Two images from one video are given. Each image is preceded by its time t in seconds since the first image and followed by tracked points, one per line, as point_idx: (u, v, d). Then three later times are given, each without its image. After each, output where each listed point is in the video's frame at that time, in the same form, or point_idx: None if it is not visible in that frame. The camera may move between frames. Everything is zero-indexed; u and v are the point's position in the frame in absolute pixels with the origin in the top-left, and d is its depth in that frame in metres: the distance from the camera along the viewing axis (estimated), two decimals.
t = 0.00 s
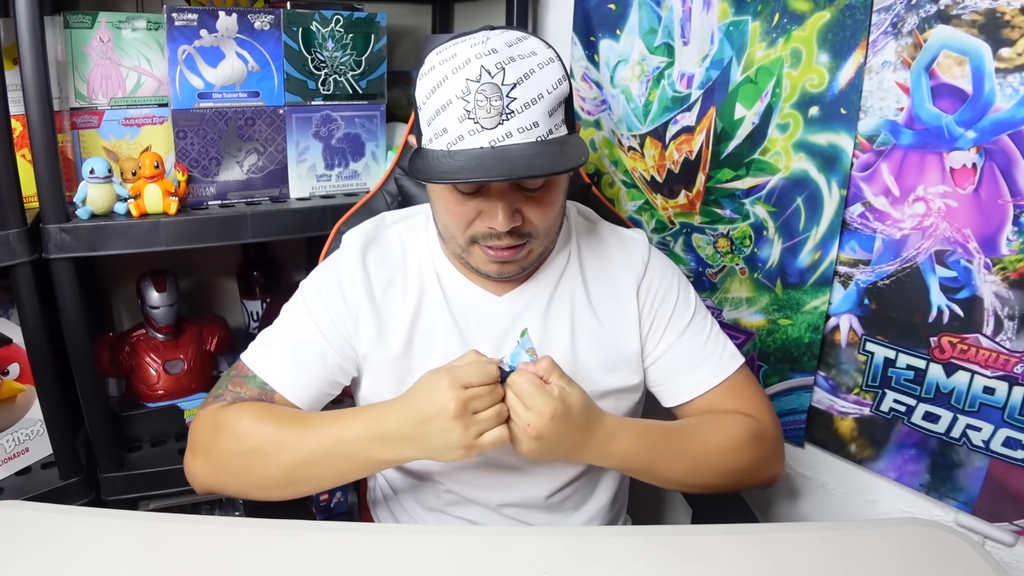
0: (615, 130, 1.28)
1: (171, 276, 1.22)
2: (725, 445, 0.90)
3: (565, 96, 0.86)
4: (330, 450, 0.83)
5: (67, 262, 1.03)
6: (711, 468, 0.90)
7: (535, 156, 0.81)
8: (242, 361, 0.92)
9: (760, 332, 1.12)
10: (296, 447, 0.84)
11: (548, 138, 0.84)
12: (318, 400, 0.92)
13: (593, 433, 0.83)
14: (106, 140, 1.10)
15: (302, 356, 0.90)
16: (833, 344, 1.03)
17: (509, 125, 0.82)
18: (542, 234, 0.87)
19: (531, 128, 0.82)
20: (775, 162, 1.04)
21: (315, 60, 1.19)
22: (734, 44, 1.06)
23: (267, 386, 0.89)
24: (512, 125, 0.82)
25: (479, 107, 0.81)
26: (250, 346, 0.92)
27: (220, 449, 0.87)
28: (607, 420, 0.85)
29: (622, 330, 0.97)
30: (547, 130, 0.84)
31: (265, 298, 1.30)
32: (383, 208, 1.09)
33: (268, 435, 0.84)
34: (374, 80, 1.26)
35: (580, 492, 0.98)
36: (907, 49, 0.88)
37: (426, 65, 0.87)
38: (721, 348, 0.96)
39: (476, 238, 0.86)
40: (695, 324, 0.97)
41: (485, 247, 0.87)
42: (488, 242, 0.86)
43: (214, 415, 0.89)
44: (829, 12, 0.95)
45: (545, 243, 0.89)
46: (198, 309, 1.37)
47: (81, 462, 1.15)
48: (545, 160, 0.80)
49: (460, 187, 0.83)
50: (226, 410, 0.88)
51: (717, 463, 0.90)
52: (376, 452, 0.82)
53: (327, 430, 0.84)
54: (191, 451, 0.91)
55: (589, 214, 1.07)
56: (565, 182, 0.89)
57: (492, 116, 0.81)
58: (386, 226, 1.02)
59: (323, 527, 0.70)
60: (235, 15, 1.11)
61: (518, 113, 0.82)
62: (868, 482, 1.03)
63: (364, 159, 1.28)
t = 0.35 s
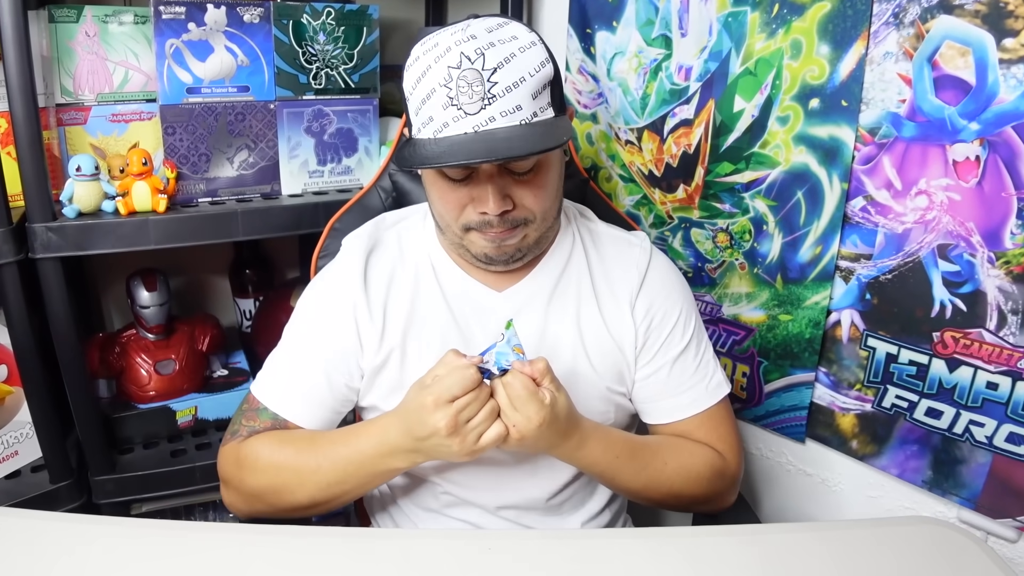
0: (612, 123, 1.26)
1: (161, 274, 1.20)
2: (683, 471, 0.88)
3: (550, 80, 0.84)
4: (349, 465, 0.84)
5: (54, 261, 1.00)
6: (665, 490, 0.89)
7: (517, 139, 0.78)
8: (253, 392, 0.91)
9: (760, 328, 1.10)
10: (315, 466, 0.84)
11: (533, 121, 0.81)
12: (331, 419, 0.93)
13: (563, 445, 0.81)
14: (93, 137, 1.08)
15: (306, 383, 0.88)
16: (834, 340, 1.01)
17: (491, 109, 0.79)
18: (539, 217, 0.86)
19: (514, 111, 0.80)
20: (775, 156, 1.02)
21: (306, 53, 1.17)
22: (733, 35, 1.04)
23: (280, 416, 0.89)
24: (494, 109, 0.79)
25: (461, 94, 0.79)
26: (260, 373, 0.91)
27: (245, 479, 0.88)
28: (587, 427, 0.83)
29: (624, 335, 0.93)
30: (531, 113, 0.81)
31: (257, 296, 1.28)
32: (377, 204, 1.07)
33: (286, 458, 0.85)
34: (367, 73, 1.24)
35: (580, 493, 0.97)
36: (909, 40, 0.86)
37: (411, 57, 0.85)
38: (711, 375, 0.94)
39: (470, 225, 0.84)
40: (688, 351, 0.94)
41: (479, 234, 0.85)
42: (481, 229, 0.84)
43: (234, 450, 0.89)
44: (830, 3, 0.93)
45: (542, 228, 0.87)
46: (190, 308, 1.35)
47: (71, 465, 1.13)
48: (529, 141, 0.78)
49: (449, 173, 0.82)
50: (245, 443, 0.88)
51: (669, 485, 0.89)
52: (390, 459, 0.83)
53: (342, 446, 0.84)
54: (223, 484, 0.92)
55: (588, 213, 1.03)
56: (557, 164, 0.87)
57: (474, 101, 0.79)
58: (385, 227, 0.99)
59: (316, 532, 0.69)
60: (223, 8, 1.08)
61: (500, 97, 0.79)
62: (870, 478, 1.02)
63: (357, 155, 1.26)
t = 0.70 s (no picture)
0: (609, 122, 1.24)
1: (150, 277, 1.17)
2: (734, 453, 0.85)
3: (556, 72, 0.81)
4: (312, 454, 0.79)
5: (38, 265, 0.98)
6: (728, 475, 0.85)
7: (524, 130, 0.76)
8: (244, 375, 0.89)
9: (761, 330, 1.08)
10: (283, 453, 0.80)
11: (539, 114, 0.79)
12: (321, 411, 0.89)
13: (636, 467, 0.74)
14: (79, 137, 1.05)
15: (297, 371, 0.86)
16: (835, 342, 0.99)
17: (497, 100, 0.77)
18: (540, 217, 0.83)
19: (520, 103, 0.78)
20: (775, 155, 1.00)
21: (297, 51, 1.14)
22: (732, 32, 1.01)
23: (265, 402, 0.86)
24: (500, 101, 0.77)
25: (467, 85, 0.77)
26: (251, 362, 0.88)
27: (222, 454, 0.85)
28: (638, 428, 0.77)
29: (626, 330, 0.91)
30: (537, 106, 0.79)
31: (249, 298, 1.25)
32: (371, 205, 1.05)
33: (261, 441, 0.82)
34: (359, 72, 1.22)
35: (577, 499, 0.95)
36: (912, 37, 0.84)
37: (414, 49, 0.83)
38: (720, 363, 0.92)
39: (473, 224, 0.82)
40: (698, 339, 0.92)
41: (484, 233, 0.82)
42: (485, 226, 0.81)
43: (219, 429, 0.87)
44: None
45: (545, 229, 0.85)
46: (181, 311, 1.33)
47: (58, 473, 1.10)
48: (535, 133, 0.76)
49: (452, 168, 0.80)
50: (228, 422, 0.86)
51: (730, 471, 0.85)
52: (342, 446, 0.77)
53: (313, 434, 0.80)
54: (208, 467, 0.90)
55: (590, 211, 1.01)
56: (562, 161, 0.85)
57: (480, 92, 0.77)
58: (382, 222, 0.96)
59: (303, 544, 0.66)
60: (212, 4, 1.06)
61: (506, 89, 0.77)
62: (871, 482, 1.00)
63: (349, 155, 1.24)
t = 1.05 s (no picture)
0: (611, 121, 1.22)
1: (146, 277, 1.15)
2: (717, 447, 0.85)
3: (568, 73, 0.80)
4: (301, 448, 0.76)
5: (32, 265, 0.96)
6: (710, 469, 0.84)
7: (536, 129, 0.75)
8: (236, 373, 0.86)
9: (764, 331, 1.05)
10: (274, 447, 0.77)
11: (551, 114, 0.78)
12: (317, 410, 0.87)
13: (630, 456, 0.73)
14: (74, 136, 1.03)
15: (291, 365, 0.83)
16: (840, 344, 0.95)
17: (509, 98, 0.76)
18: (544, 222, 0.81)
19: (532, 102, 0.76)
20: (780, 155, 0.97)
21: (295, 48, 1.13)
22: (736, 30, 0.99)
23: (258, 398, 0.83)
24: (512, 98, 0.76)
25: (478, 80, 0.76)
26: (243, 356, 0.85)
27: (209, 447, 0.82)
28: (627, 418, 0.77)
29: (627, 325, 0.89)
30: (549, 106, 0.78)
31: (247, 299, 1.24)
32: (370, 204, 1.04)
33: (253, 435, 0.79)
34: (358, 69, 1.21)
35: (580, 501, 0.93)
36: (919, 35, 0.82)
37: (423, 40, 0.81)
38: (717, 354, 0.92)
39: (476, 224, 0.80)
40: (694, 334, 0.91)
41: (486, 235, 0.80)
42: (488, 226, 0.79)
43: (208, 423, 0.84)
44: None
45: (549, 234, 0.83)
46: (177, 311, 1.31)
47: (54, 475, 1.08)
48: (548, 133, 0.74)
49: (457, 167, 0.78)
50: (219, 416, 0.84)
51: (713, 466, 0.85)
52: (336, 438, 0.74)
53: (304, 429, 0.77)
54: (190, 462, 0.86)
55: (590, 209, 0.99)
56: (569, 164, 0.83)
57: (491, 89, 0.75)
58: (377, 222, 0.95)
59: (286, 553, 0.64)
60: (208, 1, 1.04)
61: (519, 86, 0.76)
62: (876, 486, 0.96)
63: (348, 153, 1.23)
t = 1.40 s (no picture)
0: (612, 119, 1.21)
1: (146, 274, 1.14)
2: (735, 419, 0.78)
3: (572, 82, 0.78)
4: (272, 447, 0.70)
5: (31, 262, 0.96)
6: (739, 441, 0.77)
7: (541, 143, 0.73)
8: (207, 352, 0.80)
9: (765, 331, 1.04)
10: (242, 442, 0.71)
11: (554, 126, 0.76)
12: (293, 404, 0.81)
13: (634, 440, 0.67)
14: (73, 132, 1.03)
15: (269, 349, 0.78)
16: (841, 344, 0.95)
17: (513, 108, 0.74)
18: (539, 234, 0.78)
19: (537, 113, 0.75)
20: (782, 154, 0.97)
21: (295, 45, 1.12)
22: (738, 27, 0.99)
23: (232, 379, 0.78)
24: (516, 108, 0.74)
25: (481, 88, 0.73)
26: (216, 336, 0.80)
27: (167, 431, 0.75)
28: (622, 408, 0.70)
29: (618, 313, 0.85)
30: (553, 117, 0.76)
31: (247, 296, 1.24)
32: (368, 202, 1.03)
33: (220, 425, 0.73)
34: (358, 66, 1.20)
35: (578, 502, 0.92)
36: (923, 33, 0.81)
37: (422, 39, 0.78)
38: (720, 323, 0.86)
39: (469, 235, 0.76)
40: (691, 303, 0.87)
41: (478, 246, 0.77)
42: (481, 238, 0.76)
43: (169, 404, 0.77)
44: None
45: (541, 245, 0.79)
46: (177, 308, 1.31)
47: (53, 472, 1.08)
48: (553, 149, 0.72)
49: (452, 176, 0.73)
50: (183, 398, 0.77)
51: (735, 439, 0.77)
52: (314, 437, 0.69)
53: (278, 426, 0.71)
54: (142, 443, 0.80)
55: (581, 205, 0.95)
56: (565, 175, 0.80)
57: (495, 98, 0.73)
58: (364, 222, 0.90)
59: (282, 551, 0.64)
60: None
61: (523, 96, 0.74)
62: (877, 486, 0.95)
63: (349, 151, 1.22)
